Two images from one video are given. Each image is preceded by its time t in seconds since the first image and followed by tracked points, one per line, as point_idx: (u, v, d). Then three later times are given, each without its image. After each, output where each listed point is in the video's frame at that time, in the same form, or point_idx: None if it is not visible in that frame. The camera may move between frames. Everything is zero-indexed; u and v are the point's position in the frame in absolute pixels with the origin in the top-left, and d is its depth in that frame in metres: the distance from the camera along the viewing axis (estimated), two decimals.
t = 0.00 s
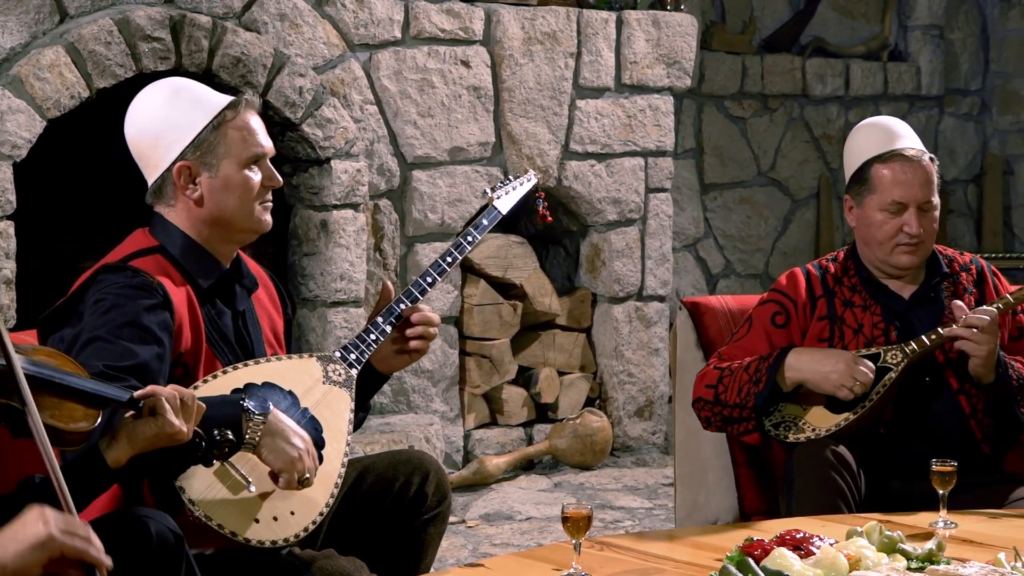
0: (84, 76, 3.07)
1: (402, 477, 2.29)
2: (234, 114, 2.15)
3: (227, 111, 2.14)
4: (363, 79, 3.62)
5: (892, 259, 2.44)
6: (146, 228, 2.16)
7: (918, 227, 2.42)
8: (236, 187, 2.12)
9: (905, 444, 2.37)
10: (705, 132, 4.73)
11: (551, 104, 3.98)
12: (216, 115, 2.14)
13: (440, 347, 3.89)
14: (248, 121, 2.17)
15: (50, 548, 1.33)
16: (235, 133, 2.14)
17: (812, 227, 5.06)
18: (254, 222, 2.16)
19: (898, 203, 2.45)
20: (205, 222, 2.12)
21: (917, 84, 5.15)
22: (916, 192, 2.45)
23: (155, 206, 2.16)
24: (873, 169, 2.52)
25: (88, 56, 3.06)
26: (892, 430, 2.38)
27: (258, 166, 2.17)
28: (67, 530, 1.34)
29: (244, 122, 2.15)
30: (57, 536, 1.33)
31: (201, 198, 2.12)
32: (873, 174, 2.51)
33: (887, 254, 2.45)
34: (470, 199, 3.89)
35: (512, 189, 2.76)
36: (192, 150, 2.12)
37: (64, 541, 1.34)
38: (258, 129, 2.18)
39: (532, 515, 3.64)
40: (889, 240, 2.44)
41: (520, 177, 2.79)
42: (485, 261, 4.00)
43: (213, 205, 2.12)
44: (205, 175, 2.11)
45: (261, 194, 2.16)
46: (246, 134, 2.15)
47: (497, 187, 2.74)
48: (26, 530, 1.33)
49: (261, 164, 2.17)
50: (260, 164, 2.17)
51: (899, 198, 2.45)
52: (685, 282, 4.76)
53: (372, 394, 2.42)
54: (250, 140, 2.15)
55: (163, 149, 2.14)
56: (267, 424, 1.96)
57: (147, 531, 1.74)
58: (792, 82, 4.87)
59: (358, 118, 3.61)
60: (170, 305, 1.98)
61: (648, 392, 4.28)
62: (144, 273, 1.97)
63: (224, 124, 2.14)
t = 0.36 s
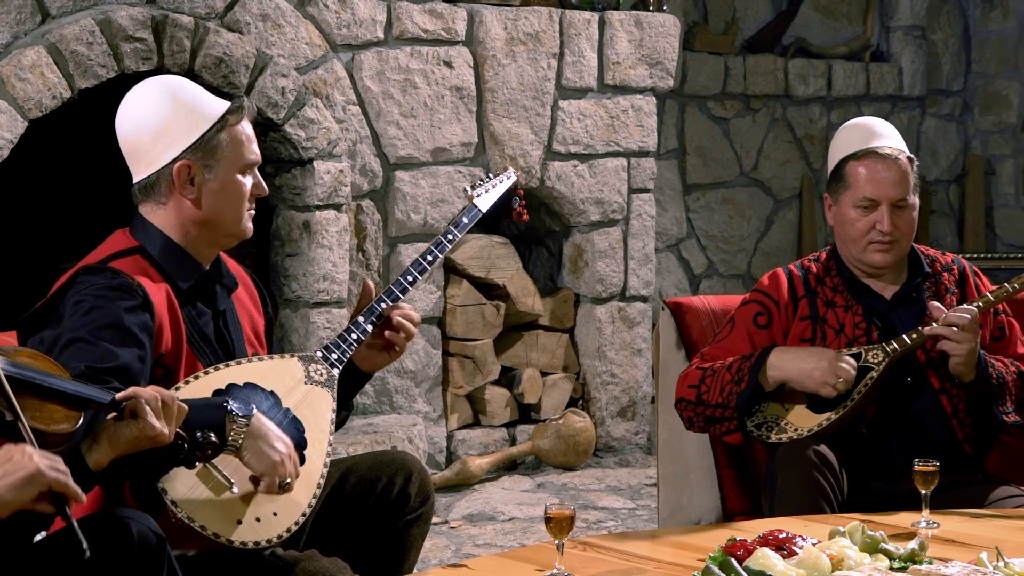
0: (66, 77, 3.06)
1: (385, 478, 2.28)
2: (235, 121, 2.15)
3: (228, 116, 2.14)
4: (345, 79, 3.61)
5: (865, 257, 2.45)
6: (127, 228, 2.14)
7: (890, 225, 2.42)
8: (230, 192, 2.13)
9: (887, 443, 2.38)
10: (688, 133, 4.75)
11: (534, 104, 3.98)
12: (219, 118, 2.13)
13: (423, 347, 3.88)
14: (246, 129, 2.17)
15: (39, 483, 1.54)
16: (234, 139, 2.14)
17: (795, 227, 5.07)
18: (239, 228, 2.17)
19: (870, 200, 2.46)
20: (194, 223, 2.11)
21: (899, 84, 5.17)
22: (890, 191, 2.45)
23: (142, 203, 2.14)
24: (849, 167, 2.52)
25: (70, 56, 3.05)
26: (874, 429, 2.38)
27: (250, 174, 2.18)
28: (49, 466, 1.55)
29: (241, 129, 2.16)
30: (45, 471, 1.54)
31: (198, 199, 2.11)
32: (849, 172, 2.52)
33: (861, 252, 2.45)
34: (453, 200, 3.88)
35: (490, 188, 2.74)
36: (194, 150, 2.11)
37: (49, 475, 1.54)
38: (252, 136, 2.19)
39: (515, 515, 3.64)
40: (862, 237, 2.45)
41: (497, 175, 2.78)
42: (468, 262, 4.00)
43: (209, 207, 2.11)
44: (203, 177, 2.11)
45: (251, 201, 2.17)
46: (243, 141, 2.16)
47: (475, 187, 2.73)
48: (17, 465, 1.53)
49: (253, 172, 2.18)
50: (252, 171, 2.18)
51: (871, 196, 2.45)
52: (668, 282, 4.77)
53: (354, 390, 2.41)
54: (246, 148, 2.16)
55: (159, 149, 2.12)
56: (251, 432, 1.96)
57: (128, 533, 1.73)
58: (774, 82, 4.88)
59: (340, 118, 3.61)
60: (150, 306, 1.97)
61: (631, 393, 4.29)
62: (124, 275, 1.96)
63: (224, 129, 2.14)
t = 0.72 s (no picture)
0: (47, 77, 3.04)
1: (367, 478, 2.27)
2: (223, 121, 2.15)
3: (217, 118, 2.14)
4: (327, 79, 3.61)
5: (846, 255, 2.45)
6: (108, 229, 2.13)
7: (871, 224, 2.43)
8: (218, 194, 2.12)
9: (869, 441, 2.38)
10: (670, 133, 4.76)
11: (516, 104, 3.98)
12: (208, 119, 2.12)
13: (405, 348, 3.88)
14: (232, 129, 2.17)
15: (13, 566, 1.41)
16: (222, 140, 2.14)
17: (777, 227, 5.08)
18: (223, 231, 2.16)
19: (851, 199, 2.46)
20: (180, 223, 2.10)
21: (880, 85, 5.19)
22: (871, 190, 2.46)
23: (129, 202, 2.12)
24: (830, 167, 2.52)
25: (51, 56, 3.03)
26: (857, 429, 2.38)
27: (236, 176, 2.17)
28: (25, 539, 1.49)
29: (229, 130, 2.16)
30: (21, 555, 1.41)
31: (186, 198, 2.10)
32: (830, 171, 2.52)
33: (842, 250, 2.46)
34: (435, 200, 3.88)
35: (477, 180, 2.74)
36: (184, 150, 2.10)
37: (25, 558, 1.42)
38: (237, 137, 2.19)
39: (498, 515, 3.64)
40: (843, 236, 2.46)
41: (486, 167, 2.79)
42: (450, 262, 3.99)
43: (196, 207, 2.10)
44: (192, 177, 2.10)
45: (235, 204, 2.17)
46: (230, 143, 2.15)
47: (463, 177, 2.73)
48: None
49: (238, 174, 2.18)
50: (238, 173, 2.18)
51: (853, 195, 2.46)
52: (650, 282, 4.78)
53: (338, 391, 2.41)
54: (234, 150, 2.16)
55: (146, 146, 2.10)
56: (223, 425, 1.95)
57: (111, 534, 1.73)
58: (756, 82, 4.89)
59: (322, 118, 3.60)
60: (130, 307, 1.96)
61: (614, 392, 4.28)
62: (104, 276, 1.95)
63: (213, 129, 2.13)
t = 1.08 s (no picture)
0: (30, 77, 3.02)
1: (351, 478, 2.26)
2: (207, 121, 2.14)
3: (200, 119, 2.13)
4: (310, 79, 3.60)
5: (842, 259, 2.44)
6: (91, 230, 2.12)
7: (869, 228, 2.42)
8: (200, 196, 2.11)
9: (853, 441, 2.39)
10: (654, 133, 4.77)
11: (500, 104, 3.98)
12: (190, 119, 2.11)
13: (389, 348, 3.88)
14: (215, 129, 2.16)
15: None
16: (204, 140, 2.13)
17: (760, 227, 5.10)
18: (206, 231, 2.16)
19: (849, 203, 2.45)
20: (163, 223, 2.09)
21: (863, 85, 5.21)
22: (867, 192, 2.45)
23: (111, 203, 2.11)
24: (822, 169, 2.52)
25: (34, 55, 3.02)
26: (840, 429, 2.38)
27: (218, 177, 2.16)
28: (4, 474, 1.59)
29: (212, 130, 2.15)
30: None
31: (169, 199, 2.09)
32: (822, 175, 2.51)
33: (837, 254, 2.45)
34: (419, 200, 3.87)
35: (457, 188, 2.71)
36: (166, 151, 2.09)
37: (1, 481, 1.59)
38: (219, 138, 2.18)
39: (482, 516, 3.64)
40: (839, 240, 2.44)
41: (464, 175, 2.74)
42: (434, 262, 3.99)
43: (179, 207, 2.09)
44: (175, 177, 2.09)
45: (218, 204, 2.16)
46: (213, 143, 2.14)
47: (442, 186, 2.69)
48: None
49: (220, 175, 2.17)
50: (220, 174, 2.17)
51: (849, 199, 2.45)
52: (634, 282, 4.79)
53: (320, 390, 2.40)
54: (216, 151, 2.15)
55: (129, 147, 2.09)
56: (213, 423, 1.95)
57: (94, 535, 1.73)
58: (739, 83, 4.91)
59: (306, 118, 3.59)
60: (113, 308, 1.95)
61: (597, 393, 4.28)
62: (87, 276, 1.94)
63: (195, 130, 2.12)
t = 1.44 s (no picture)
0: (13, 77, 3.02)
1: (335, 479, 2.26)
2: (193, 122, 2.14)
3: (185, 119, 2.12)
4: (295, 80, 3.60)
5: (829, 259, 2.45)
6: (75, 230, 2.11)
7: (856, 227, 2.43)
8: (184, 196, 2.11)
9: (837, 440, 2.39)
10: (638, 133, 4.78)
11: (484, 104, 3.98)
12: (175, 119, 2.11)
13: (373, 348, 3.88)
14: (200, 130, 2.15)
15: None
16: (188, 141, 2.12)
17: (745, 227, 5.11)
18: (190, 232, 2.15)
19: (837, 204, 2.45)
20: (148, 224, 2.09)
21: (847, 85, 5.24)
22: (853, 192, 2.46)
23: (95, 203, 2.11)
24: (809, 170, 2.52)
25: (17, 55, 3.02)
26: (824, 429, 2.39)
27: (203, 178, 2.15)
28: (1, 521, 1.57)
29: (196, 130, 2.14)
30: None
31: (154, 200, 2.08)
32: (808, 175, 2.52)
33: (824, 254, 2.45)
34: (404, 201, 3.87)
35: (443, 186, 2.69)
36: (152, 151, 2.08)
37: None
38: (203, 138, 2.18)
39: (467, 516, 3.64)
40: (827, 240, 2.45)
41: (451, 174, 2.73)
42: (419, 263, 3.99)
43: (164, 208, 2.09)
44: (160, 178, 2.09)
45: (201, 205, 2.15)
46: (198, 143, 2.14)
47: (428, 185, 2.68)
48: None
49: (204, 176, 2.16)
50: (204, 174, 2.16)
51: (838, 199, 2.45)
52: (618, 282, 4.81)
53: (306, 389, 2.44)
54: (201, 151, 2.14)
55: (115, 147, 2.08)
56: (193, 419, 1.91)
57: (78, 535, 1.72)
58: (724, 83, 4.92)
59: (290, 119, 3.59)
60: (97, 309, 1.94)
61: (582, 393, 4.29)
62: (70, 277, 1.93)
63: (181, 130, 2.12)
